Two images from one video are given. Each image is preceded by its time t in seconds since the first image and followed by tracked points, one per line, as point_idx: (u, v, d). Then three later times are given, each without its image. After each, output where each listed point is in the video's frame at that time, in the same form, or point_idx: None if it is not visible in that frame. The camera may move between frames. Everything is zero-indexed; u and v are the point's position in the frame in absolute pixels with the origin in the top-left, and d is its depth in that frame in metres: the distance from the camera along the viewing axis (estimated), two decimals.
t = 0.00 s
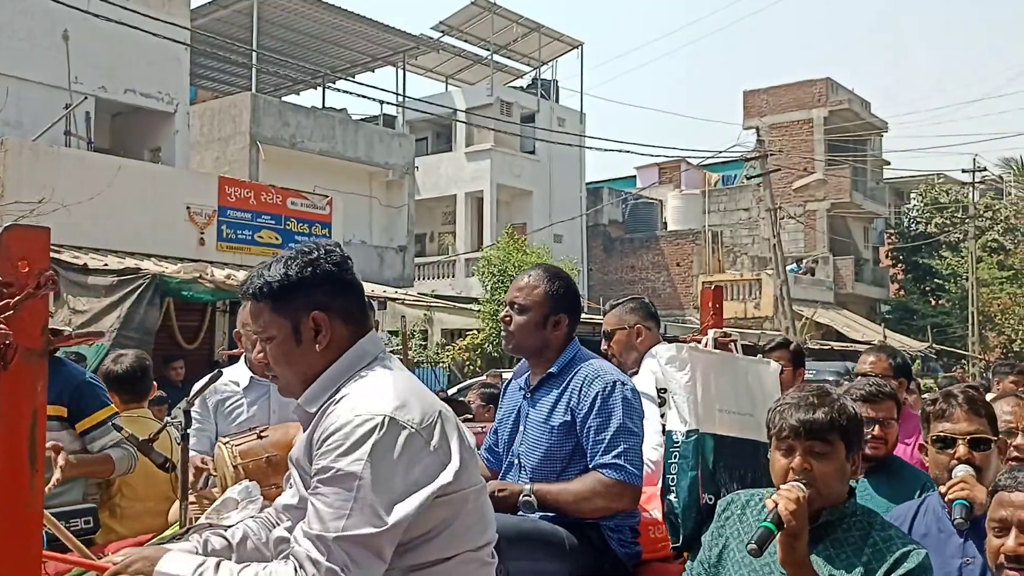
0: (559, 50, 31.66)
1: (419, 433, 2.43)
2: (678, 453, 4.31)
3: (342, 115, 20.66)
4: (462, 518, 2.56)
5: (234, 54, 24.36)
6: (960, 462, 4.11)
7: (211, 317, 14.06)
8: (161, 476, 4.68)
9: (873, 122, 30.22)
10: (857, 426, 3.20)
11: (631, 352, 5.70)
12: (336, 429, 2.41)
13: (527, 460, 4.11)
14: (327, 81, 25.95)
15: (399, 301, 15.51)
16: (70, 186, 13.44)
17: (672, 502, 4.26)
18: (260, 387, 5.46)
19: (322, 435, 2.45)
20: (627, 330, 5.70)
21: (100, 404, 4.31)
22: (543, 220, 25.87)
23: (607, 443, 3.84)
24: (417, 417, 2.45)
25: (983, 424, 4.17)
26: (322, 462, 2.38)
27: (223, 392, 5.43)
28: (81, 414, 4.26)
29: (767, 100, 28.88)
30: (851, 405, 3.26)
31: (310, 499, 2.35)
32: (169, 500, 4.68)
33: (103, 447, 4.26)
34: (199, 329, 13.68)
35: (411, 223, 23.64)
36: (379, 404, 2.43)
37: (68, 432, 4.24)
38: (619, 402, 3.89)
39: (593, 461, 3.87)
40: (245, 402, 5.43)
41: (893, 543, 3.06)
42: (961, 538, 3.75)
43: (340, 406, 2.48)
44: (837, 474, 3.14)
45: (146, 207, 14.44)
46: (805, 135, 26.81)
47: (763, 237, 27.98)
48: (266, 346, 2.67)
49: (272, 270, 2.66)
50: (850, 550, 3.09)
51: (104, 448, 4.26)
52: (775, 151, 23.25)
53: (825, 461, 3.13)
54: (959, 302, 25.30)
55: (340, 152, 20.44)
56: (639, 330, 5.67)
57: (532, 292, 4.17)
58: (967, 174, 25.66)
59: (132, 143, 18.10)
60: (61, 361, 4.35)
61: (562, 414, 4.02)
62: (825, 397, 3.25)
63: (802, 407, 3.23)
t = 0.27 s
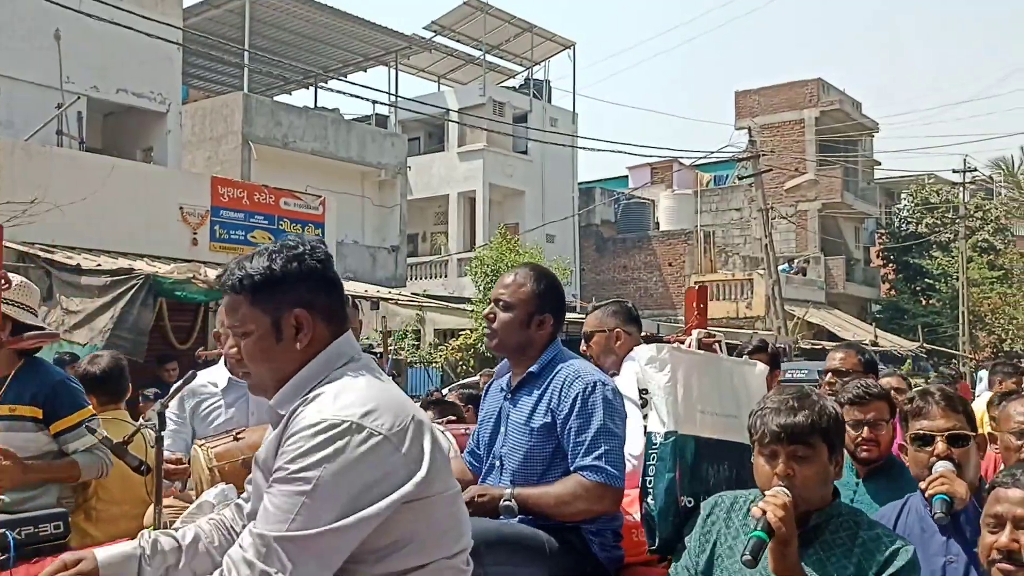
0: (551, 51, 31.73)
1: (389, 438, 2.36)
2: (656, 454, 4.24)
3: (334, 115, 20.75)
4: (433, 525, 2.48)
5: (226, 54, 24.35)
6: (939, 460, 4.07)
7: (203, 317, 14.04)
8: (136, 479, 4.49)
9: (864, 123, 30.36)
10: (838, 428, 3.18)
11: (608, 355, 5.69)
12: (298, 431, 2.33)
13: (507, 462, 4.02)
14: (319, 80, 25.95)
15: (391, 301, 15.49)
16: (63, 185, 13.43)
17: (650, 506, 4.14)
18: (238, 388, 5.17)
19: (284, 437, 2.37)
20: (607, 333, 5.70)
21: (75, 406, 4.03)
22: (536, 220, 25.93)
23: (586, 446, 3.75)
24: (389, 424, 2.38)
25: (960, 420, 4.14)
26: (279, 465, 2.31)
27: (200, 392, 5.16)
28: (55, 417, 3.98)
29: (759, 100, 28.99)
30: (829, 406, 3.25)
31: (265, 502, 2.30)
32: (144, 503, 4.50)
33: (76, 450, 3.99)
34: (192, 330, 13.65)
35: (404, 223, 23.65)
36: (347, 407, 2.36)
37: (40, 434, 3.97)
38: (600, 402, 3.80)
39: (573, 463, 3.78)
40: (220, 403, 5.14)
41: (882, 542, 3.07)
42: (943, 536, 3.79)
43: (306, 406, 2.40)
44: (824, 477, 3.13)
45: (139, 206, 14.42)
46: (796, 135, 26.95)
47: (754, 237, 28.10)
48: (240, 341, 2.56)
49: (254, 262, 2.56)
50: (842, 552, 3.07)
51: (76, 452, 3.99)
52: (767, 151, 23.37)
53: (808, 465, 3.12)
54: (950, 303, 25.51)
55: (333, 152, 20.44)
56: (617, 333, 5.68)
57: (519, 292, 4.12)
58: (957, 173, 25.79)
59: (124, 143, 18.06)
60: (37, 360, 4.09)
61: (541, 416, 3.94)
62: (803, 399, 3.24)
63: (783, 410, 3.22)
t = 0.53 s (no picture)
0: (540, 51, 31.80)
1: (363, 435, 2.40)
2: (631, 455, 4.09)
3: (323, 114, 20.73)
4: (407, 522, 2.53)
5: (215, 53, 24.30)
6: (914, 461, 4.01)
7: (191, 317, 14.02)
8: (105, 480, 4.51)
9: (851, 123, 30.51)
10: (817, 429, 3.21)
11: (590, 349, 5.77)
12: (275, 429, 2.35)
13: (481, 462, 3.98)
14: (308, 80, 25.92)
15: (380, 301, 15.47)
16: (51, 185, 13.40)
17: (625, 507, 4.02)
18: (210, 389, 5.12)
19: (259, 436, 2.38)
20: (588, 328, 5.74)
21: (43, 405, 4.13)
22: (525, 220, 25.96)
23: (558, 444, 3.73)
24: (361, 420, 2.41)
25: (936, 419, 4.05)
26: (257, 466, 2.32)
27: (172, 390, 5.09)
28: (24, 416, 4.09)
29: (748, 100, 29.11)
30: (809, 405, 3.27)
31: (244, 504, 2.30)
32: (112, 505, 4.53)
33: (45, 450, 4.09)
34: (181, 329, 13.63)
35: (393, 222, 23.64)
36: (324, 404, 2.39)
37: (7, 434, 4.07)
38: (572, 401, 3.79)
39: (545, 461, 3.76)
40: (192, 402, 5.08)
41: (857, 543, 3.12)
42: (922, 534, 3.84)
43: (280, 403, 2.42)
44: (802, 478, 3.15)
45: (126, 206, 14.38)
46: (784, 135, 27.09)
47: (742, 237, 28.23)
48: (207, 335, 2.59)
49: (223, 255, 2.60)
50: (818, 552, 3.12)
51: (45, 451, 4.09)
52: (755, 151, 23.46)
53: (788, 466, 3.14)
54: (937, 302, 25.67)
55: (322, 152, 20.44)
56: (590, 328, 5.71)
57: (497, 287, 4.13)
58: (944, 173, 25.96)
59: (112, 142, 18.02)
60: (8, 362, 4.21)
61: (514, 414, 3.91)
62: (783, 398, 3.26)
63: (761, 410, 3.22)
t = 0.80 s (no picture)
0: (520, 50, 31.83)
1: (313, 436, 2.37)
2: (602, 457, 3.93)
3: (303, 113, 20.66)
4: (359, 530, 2.48)
5: (193, 52, 24.15)
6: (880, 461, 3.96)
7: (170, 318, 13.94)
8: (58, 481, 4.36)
9: (828, 124, 30.83)
10: (805, 443, 3.13)
11: (562, 343, 5.77)
12: (221, 429, 2.33)
13: (441, 463, 3.89)
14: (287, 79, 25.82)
15: (361, 301, 15.43)
16: (27, 184, 13.28)
17: (598, 507, 3.88)
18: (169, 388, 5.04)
19: (206, 435, 2.37)
20: (563, 321, 5.74)
21: None
22: (505, 220, 25.99)
23: (519, 443, 3.67)
24: (312, 420, 2.38)
25: (901, 417, 4.00)
26: (202, 467, 2.30)
27: (129, 389, 5.00)
28: None
29: (727, 101, 29.28)
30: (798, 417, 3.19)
31: (189, 505, 2.30)
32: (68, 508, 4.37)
33: None
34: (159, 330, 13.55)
35: (373, 222, 23.58)
36: (274, 404, 2.36)
37: None
38: (533, 400, 3.74)
39: (505, 461, 3.70)
40: (151, 401, 5.00)
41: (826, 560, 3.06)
42: (889, 532, 3.82)
43: (229, 402, 2.39)
44: (781, 494, 3.06)
45: (103, 206, 14.25)
46: (763, 136, 27.27)
47: (721, 237, 28.40)
48: (155, 333, 2.54)
49: (169, 252, 2.55)
50: (788, 565, 3.07)
51: None
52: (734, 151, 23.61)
53: (774, 483, 3.05)
54: (913, 302, 25.94)
55: (301, 151, 20.36)
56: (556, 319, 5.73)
57: (460, 282, 4.00)
58: (920, 174, 26.29)
59: (89, 141, 17.86)
60: None
61: (476, 414, 3.82)
62: (767, 406, 3.19)
63: (750, 420, 3.14)
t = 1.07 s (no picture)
0: (492, 50, 31.87)
1: (249, 447, 2.26)
2: (560, 460, 4.10)
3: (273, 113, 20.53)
4: (302, 544, 2.38)
5: (162, 50, 23.92)
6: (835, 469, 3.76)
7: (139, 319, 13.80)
8: None
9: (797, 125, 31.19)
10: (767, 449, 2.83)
11: (524, 342, 5.85)
12: (149, 442, 2.23)
13: (394, 469, 3.74)
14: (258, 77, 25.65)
15: (332, 301, 15.35)
16: None
17: (554, 512, 4.04)
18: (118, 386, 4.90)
19: (135, 447, 2.26)
20: (525, 320, 5.83)
21: None
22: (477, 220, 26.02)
23: (464, 445, 3.55)
24: (249, 431, 2.28)
25: (858, 424, 3.82)
26: (131, 482, 2.21)
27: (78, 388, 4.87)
28: None
29: (697, 102, 29.52)
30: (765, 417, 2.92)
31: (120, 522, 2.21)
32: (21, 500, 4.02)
33: None
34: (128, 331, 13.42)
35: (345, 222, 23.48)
36: (205, 413, 2.26)
37: None
38: (482, 402, 3.61)
39: (450, 463, 3.57)
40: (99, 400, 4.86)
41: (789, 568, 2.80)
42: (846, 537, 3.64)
43: (158, 414, 2.28)
44: (742, 499, 2.77)
45: (72, 207, 14.15)
46: (733, 137, 27.54)
47: (692, 237, 28.65)
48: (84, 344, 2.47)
49: (89, 260, 2.48)
50: None
51: None
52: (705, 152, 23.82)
53: (731, 489, 2.75)
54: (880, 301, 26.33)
55: (272, 150, 20.24)
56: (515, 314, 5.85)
57: (413, 283, 3.90)
58: (887, 175, 26.68)
59: (56, 140, 17.64)
60: None
61: (427, 416, 3.70)
62: (728, 404, 2.92)
63: (710, 423, 2.84)
